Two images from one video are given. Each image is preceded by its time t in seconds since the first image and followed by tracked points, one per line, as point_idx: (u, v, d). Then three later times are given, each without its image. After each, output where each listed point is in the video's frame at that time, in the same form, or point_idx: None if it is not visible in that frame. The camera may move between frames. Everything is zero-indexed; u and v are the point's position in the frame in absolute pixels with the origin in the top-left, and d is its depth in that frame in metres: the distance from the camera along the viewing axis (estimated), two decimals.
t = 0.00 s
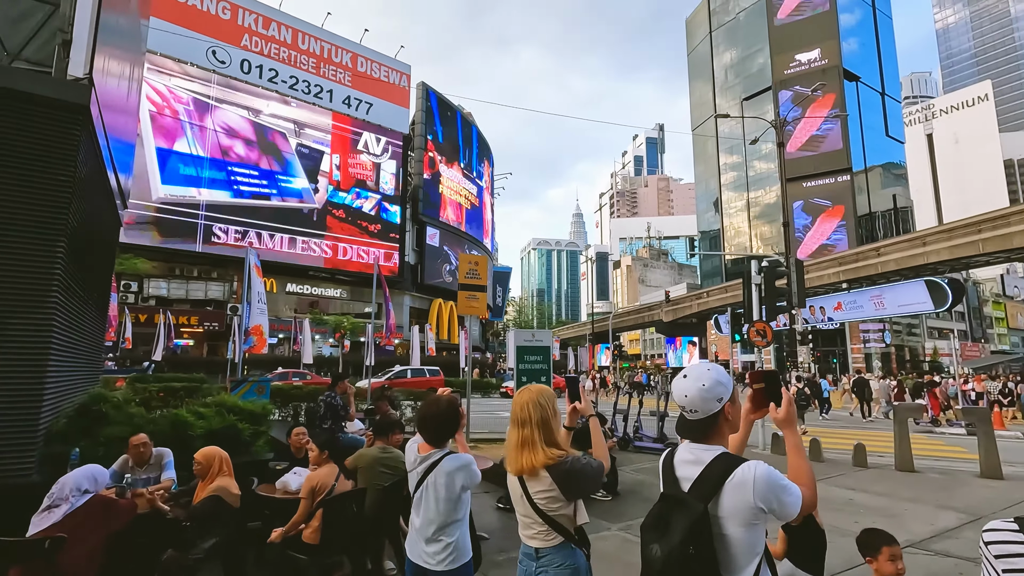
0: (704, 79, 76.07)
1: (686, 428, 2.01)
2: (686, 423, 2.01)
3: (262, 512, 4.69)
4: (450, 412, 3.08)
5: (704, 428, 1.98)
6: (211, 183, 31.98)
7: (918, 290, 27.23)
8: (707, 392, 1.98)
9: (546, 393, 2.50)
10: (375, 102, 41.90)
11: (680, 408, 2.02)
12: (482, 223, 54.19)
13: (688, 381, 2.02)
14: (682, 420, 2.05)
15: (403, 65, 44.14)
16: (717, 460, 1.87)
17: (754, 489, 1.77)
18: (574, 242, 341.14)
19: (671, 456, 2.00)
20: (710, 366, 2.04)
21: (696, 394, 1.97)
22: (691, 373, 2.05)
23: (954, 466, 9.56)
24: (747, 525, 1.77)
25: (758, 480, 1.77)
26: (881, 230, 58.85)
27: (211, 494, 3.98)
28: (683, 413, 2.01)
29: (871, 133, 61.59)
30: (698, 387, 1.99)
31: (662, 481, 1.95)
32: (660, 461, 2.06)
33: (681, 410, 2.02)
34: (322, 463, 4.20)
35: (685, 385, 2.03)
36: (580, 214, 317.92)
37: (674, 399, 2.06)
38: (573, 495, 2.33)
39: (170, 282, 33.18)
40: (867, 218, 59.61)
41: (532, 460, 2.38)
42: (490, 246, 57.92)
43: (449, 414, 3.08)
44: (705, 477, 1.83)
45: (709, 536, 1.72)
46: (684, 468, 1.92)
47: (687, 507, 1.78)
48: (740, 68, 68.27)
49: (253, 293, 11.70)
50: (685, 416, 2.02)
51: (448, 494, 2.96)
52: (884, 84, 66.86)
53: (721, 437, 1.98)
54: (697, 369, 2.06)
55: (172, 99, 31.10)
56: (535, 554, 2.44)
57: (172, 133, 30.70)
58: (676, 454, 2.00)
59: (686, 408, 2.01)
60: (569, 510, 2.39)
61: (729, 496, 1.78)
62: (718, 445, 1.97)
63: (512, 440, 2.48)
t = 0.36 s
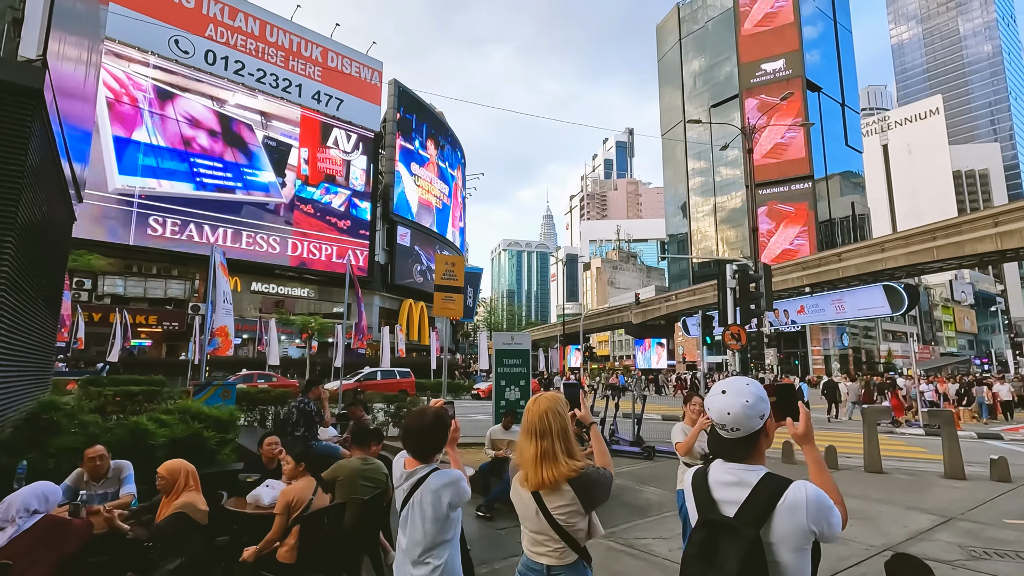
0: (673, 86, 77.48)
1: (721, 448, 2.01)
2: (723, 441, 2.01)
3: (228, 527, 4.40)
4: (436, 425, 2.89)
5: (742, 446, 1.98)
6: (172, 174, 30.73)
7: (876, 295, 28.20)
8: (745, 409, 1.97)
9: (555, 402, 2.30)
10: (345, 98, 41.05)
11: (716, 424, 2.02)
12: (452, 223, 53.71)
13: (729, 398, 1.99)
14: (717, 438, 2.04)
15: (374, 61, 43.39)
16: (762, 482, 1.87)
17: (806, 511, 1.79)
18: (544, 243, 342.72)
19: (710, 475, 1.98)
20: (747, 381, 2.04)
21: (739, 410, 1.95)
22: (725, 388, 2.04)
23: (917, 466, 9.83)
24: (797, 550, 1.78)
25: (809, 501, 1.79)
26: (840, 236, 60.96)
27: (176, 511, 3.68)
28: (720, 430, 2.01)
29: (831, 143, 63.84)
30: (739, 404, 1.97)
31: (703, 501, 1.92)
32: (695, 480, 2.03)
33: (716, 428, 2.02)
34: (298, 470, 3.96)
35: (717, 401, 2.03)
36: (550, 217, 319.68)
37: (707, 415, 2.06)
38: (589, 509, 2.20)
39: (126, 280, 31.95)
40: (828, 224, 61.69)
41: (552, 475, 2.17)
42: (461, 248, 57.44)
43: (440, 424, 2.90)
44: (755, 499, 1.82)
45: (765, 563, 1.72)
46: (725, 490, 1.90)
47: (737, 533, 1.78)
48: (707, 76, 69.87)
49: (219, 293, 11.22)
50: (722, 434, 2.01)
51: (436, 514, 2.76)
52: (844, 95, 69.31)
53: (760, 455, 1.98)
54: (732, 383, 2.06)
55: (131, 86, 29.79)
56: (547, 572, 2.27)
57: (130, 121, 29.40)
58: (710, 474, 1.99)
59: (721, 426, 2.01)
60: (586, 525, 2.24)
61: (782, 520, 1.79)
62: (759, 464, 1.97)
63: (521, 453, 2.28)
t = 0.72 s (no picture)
0: (643, 90, 78.63)
1: (774, 484, 1.96)
2: (776, 476, 1.96)
3: (187, 551, 4.10)
4: (414, 448, 2.73)
5: (802, 483, 1.92)
6: (128, 165, 29.39)
7: (835, 299, 29.17)
8: (797, 444, 1.92)
9: (553, 426, 2.19)
10: (312, 93, 40.02)
11: (775, 459, 1.95)
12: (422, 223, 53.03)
13: (795, 433, 1.93)
14: (767, 470, 2.00)
15: (344, 57, 42.48)
16: (826, 522, 1.85)
17: (872, 551, 1.80)
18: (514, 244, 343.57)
19: (764, 510, 1.93)
20: (800, 413, 2.01)
21: (799, 446, 1.90)
22: (777, 420, 2.01)
23: (880, 468, 10.12)
24: None
25: (873, 543, 1.82)
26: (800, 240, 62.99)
27: (127, 539, 3.37)
28: (771, 464, 1.97)
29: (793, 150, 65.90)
30: (797, 438, 1.93)
31: (756, 540, 1.88)
32: (743, 516, 1.98)
33: (768, 462, 1.98)
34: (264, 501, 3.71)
35: (773, 432, 1.99)
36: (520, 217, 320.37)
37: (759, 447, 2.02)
38: (588, 541, 2.08)
39: (77, 278, 30.45)
40: (789, 229, 63.64)
41: (550, 506, 2.05)
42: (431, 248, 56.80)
43: (418, 445, 2.75)
44: (824, 544, 1.80)
45: None
46: (783, 530, 1.86)
47: None
48: (675, 81, 71.19)
49: (178, 295, 10.69)
50: (773, 467, 1.97)
51: (415, 543, 2.59)
52: (805, 104, 71.61)
53: (812, 492, 1.94)
54: (783, 418, 2.02)
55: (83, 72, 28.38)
56: None
57: (83, 108, 27.99)
58: (762, 508, 1.95)
59: (773, 461, 1.97)
60: (583, 559, 2.11)
61: (853, 561, 1.78)
62: (814, 502, 1.95)
63: (515, 482, 2.15)
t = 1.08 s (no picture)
0: (608, 92, 79.64)
1: (797, 510, 1.96)
2: (795, 504, 1.97)
3: None
4: (373, 470, 2.63)
5: (825, 512, 1.92)
6: (71, 151, 27.72)
7: (790, 300, 30.22)
8: (817, 472, 1.92)
9: (530, 450, 2.25)
10: (272, 84, 38.71)
11: (800, 486, 1.94)
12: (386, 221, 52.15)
13: (826, 465, 1.91)
14: (787, 497, 2.00)
15: (306, 48, 41.32)
16: (848, 550, 1.90)
17: None
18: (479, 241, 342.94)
19: (785, 537, 1.94)
20: (822, 442, 1.99)
21: (823, 475, 1.90)
22: (797, 446, 2.00)
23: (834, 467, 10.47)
24: None
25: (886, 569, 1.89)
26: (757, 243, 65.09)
27: (63, 566, 3.08)
28: (791, 490, 1.97)
29: (751, 155, 68.06)
30: (819, 466, 1.92)
31: (775, 561, 1.90)
32: (760, 541, 1.99)
33: (787, 488, 1.98)
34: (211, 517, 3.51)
35: (786, 456, 2.00)
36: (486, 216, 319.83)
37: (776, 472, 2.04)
38: (566, 567, 2.10)
39: (14, 273, 28.65)
40: (746, 231, 65.66)
41: (529, 533, 2.06)
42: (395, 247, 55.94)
43: (376, 465, 2.65)
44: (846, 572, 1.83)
45: None
46: (809, 559, 1.86)
47: None
48: (638, 85, 72.49)
49: (126, 294, 10.12)
50: (795, 495, 1.97)
51: (372, 570, 2.46)
52: (763, 111, 74.00)
53: (827, 518, 1.95)
54: (804, 445, 2.01)
55: (22, 51, 26.66)
56: None
57: (21, 90, 26.28)
58: (783, 533, 1.96)
59: (795, 489, 1.97)
60: None
61: None
62: (832, 529, 1.97)
63: (490, 506, 2.16)
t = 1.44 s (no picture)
0: (570, 93, 80.44)
1: (778, 525, 2.06)
2: (776, 519, 2.06)
3: None
4: (334, 491, 2.58)
5: (805, 526, 2.03)
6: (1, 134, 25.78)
7: (742, 302, 31.31)
8: (796, 488, 2.02)
9: (493, 470, 2.38)
10: (224, 73, 37.20)
11: (781, 502, 2.04)
12: (344, 217, 51.02)
13: (805, 482, 2.01)
14: (769, 512, 2.09)
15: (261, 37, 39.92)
16: (822, 562, 2.01)
17: None
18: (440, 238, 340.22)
19: (766, 551, 2.03)
20: (801, 461, 2.09)
21: (802, 493, 2.00)
22: (779, 462, 2.10)
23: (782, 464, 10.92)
24: None
25: None
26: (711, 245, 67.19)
27: None
28: (774, 506, 2.06)
29: (706, 160, 70.23)
30: (801, 483, 2.02)
31: (754, 570, 2.00)
32: (741, 555, 2.07)
33: (768, 503, 2.08)
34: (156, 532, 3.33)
35: (770, 474, 2.08)
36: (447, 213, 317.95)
37: (757, 487, 2.13)
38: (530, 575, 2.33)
39: None
40: (701, 234, 67.66)
41: (494, 554, 2.22)
42: (353, 244, 54.75)
43: (336, 482, 2.61)
44: None
45: None
46: (786, 570, 1.97)
47: None
48: (599, 87, 73.67)
49: (62, 293, 9.49)
50: (778, 511, 2.06)
51: None
52: (719, 117, 76.33)
53: (801, 533, 2.06)
54: (787, 462, 2.11)
55: None
56: None
57: None
58: (765, 546, 2.06)
59: (776, 505, 2.06)
60: None
61: None
62: (805, 543, 2.08)
63: (455, 523, 2.32)
